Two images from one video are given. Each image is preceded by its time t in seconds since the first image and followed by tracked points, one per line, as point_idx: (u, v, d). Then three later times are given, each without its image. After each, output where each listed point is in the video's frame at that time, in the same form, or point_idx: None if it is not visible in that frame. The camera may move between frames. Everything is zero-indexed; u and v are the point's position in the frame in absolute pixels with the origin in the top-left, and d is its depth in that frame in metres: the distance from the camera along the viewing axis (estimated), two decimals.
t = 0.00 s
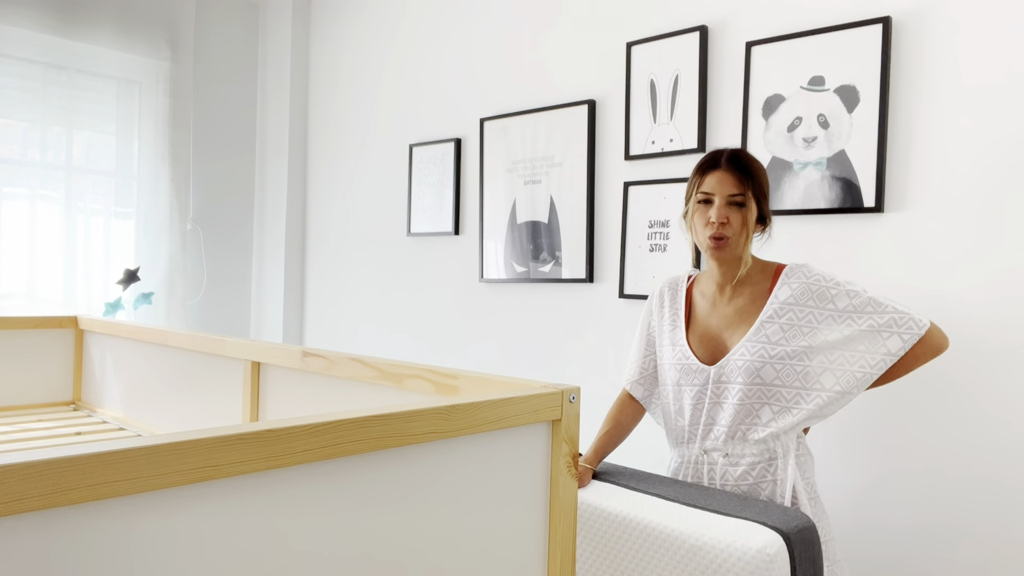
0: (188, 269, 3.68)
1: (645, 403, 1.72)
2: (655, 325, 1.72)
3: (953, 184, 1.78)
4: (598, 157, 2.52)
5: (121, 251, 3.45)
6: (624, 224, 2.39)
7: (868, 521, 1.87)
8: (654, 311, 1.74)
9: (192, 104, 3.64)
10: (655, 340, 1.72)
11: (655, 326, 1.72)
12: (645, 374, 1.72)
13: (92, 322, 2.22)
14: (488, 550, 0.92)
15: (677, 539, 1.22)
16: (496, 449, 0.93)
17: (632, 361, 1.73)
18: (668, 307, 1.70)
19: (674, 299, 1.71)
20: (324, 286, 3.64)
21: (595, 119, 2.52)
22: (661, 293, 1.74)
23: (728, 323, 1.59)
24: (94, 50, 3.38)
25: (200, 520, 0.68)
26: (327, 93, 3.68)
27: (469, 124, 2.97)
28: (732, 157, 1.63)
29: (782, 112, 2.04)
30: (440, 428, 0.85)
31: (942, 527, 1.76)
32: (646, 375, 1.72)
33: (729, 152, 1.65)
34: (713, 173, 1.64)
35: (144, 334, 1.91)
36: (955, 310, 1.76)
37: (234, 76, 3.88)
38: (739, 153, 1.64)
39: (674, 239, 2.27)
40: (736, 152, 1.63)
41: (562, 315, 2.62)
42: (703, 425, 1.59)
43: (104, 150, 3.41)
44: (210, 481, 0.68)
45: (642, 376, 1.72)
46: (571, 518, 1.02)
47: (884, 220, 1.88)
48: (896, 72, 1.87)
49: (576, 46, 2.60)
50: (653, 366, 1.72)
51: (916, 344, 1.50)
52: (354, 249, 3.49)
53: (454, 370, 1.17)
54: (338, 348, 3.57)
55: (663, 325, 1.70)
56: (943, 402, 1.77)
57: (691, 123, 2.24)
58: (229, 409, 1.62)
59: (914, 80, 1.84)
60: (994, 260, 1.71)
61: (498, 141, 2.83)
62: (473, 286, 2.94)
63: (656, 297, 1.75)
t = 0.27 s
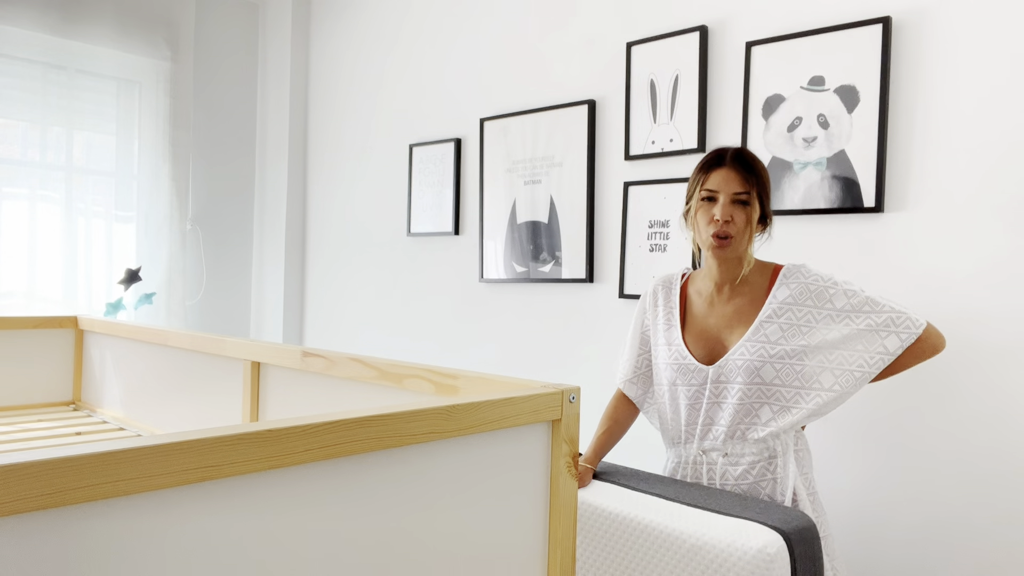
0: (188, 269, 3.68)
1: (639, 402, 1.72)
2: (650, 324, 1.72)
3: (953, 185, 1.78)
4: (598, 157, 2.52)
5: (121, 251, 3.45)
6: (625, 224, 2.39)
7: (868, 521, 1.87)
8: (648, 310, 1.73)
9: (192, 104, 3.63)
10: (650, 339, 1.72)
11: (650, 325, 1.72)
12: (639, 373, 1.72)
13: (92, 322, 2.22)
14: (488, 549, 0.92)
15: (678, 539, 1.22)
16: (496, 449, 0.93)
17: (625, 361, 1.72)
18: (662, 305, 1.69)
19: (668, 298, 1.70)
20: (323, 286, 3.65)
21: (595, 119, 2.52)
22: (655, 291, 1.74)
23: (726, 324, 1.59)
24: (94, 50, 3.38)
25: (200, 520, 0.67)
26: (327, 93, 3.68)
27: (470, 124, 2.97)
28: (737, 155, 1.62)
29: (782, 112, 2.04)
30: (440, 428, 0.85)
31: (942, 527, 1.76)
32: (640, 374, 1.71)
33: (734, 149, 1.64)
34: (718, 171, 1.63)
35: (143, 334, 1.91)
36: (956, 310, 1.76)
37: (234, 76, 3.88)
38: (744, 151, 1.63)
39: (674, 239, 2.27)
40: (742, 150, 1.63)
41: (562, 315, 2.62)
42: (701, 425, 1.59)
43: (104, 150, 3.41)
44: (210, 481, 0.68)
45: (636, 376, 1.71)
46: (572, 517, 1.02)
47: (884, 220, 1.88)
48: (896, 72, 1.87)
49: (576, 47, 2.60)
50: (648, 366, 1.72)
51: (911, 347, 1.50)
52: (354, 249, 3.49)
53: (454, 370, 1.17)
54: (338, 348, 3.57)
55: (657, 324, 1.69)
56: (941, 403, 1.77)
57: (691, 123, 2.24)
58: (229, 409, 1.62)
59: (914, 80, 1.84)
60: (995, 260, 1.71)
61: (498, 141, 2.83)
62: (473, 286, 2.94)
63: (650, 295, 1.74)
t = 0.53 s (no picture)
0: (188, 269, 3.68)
1: (637, 403, 1.72)
2: (648, 323, 1.72)
3: (953, 185, 1.78)
4: (598, 157, 2.52)
5: (121, 251, 3.45)
6: (625, 224, 2.39)
7: (868, 521, 1.87)
8: (646, 309, 1.73)
9: (193, 104, 3.63)
10: (648, 339, 1.72)
11: (648, 324, 1.71)
12: (636, 373, 1.72)
13: (92, 322, 2.22)
14: (488, 549, 0.92)
15: (676, 539, 1.22)
16: (496, 449, 0.93)
17: (622, 361, 1.72)
18: (660, 304, 1.69)
19: (666, 297, 1.70)
20: (323, 286, 3.65)
21: (595, 119, 2.52)
22: (652, 290, 1.73)
23: (726, 326, 1.58)
24: (94, 50, 3.38)
25: (200, 520, 0.67)
26: (327, 93, 3.68)
27: (469, 124, 2.97)
28: (737, 157, 1.63)
29: (782, 112, 2.04)
30: (440, 428, 0.85)
31: (942, 527, 1.76)
32: (638, 373, 1.71)
33: (734, 150, 1.64)
34: (718, 173, 1.63)
35: (143, 334, 1.91)
36: (956, 310, 1.76)
37: (234, 76, 3.88)
38: (746, 153, 1.63)
39: (674, 239, 2.27)
40: (742, 152, 1.63)
41: (562, 315, 2.62)
42: (700, 426, 1.59)
43: (104, 149, 3.41)
44: (210, 481, 0.68)
45: (633, 375, 1.71)
46: (571, 518, 1.02)
47: (884, 220, 1.88)
48: (896, 72, 1.87)
49: (576, 47, 2.60)
50: (646, 366, 1.72)
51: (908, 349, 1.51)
52: (354, 249, 3.49)
53: (454, 370, 1.17)
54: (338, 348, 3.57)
55: (656, 324, 1.69)
56: (940, 403, 1.77)
57: (691, 123, 2.24)
58: (229, 408, 1.62)
59: (914, 80, 1.84)
60: (995, 260, 1.71)
61: (498, 141, 2.83)
62: (473, 286, 2.94)
63: (647, 294, 1.73)
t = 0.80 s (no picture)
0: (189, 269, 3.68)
1: (638, 403, 1.72)
2: (649, 323, 1.72)
3: (953, 185, 1.78)
4: (598, 157, 2.52)
5: (122, 251, 3.45)
6: (625, 224, 2.39)
7: (868, 521, 1.87)
8: (647, 309, 1.73)
9: (193, 104, 3.63)
10: (649, 338, 1.72)
11: (649, 324, 1.71)
12: (637, 372, 1.71)
13: (92, 322, 2.22)
14: (488, 550, 0.92)
15: (676, 539, 1.22)
16: (496, 449, 0.93)
17: (623, 360, 1.72)
18: (661, 304, 1.69)
19: (667, 297, 1.70)
20: (324, 286, 3.65)
21: (595, 119, 2.52)
22: (654, 290, 1.74)
23: (728, 326, 1.58)
24: (94, 50, 3.38)
25: (201, 519, 0.68)
26: (327, 93, 3.68)
27: (469, 124, 2.97)
28: (737, 156, 1.62)
29: (782, 112, 2.04)
30: (440, 428, 0.85)
31: (942, 527, 1.76)
32: (639, 373, 1.71)
33: (734, 150, 1.64)
34: (719, 175, 1.62)
35: (143, 334, 1.91)
36: (956, 310, 1.76)
37: (234, 77, 3.88)
38: (745, 152, 1.63)
39: (674, 239, 2.27)
40: (742, 151, 1.63)
41: (562, 315, 2.62)
42: (700, 426, 1.59)
43: (104, 149, 3.41)
44: (209, 481, 0.68)
45: (635, 374, 1.71)
46: (571, 518, 1.02)
47: (884, 220, 1.88)
48: (896, 72, 1.87)
49: (576, 47, 2.60)
50: (647, 365, 1.72)
51: (912, 353, 1.50)
52: (354, 249, 3.49)
53: (454, 370, 1.17)
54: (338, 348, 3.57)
55: (657, 324, 1.69)
56: (940, 404, 1.77)
57: (691, 123, 2.24)
58: (229, 408, 1.62)
59: (914, 80, 1.84)
60: (995, 260, 1.71)
61: (498, 141, 2.83)
62: (473, 286, 2.94)
63: (648, 294, 1.74)
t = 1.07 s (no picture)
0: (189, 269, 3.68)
1: (638, 402, 1.72)
2: (649, 322, 1.72)
3: (953, 185, 1.78)
4: (598, 157, 2.52)
5: (122, 251, 3.45)
6: (625, 224, 2.39)
7: (868, 521, 1.87)
8: (647, 308, 1.73)
9: (193, 104, 3.63)
10: (649, 337, 1.72)
11: (649, 323, 1.71)
12: (636, 371, 1.72)
13: (92, 322, 2.22)
14: (488, 550, 0.92)
15: (675, 540, 1.22)
16: (496, 449, 0.93)
17: (623, 359, 1.72)
18: (661, 303, 1.69)
19: (667, 296, 1.70)
20: (324, 286, 3.64)
21: (595, 119, 2.52)
22: (654, 289, 1.74)
23: (727, 324, 1.58)
24: (94, 50, 3.38)
25: (201, 520, 0.68)
26: (327, 94, 3.68)
27: (469, 124, 2.97)
28: (735, 156, 1.62)
29: (782, 112, 2.04)
30: (440, 428, 0.85)
31: (942, 527, 1.76)
32: (638, 372, 1.71)
33: (732, 149, 1.63)
34: (717, 175, 1.62)
35: (143, 334, 1.91)
36: (956, 309, 1.76)
37: (234, 77, 3.88)
38: (743, 151, 1.62)
39: (674, 239, 2.27)
40: (740, 149, 1.62)
41: (562, 315, 2.62)
42: (699, 425, 1.58)
43: (104, 150, 3.41)
44: (210, 481, 0.68)
45: (634, 373, 1.71)
46: (571, 518, 1.02)
47: (884, 220, 1.88)
48: (896, 72, 1.87)
49: (576, 47, 2.60)
50: (647, 364, 1.72)
51: (912, 353, 1.50)
52: (354, 249, 3.49)
53: (454, 370, 1.17)
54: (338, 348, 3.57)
55: (657, 322, 1.69)
56: (940, 404, 1.77)
57: (691, 123, 2.24)
58: (229, 408, 1.62)
59: (914, 80, 1.84)
60: (995, 260, 1.71)
61: (498, 141, 2.83)
62: (473, 286, 2.94)
63: (648, 294, 1.74)
